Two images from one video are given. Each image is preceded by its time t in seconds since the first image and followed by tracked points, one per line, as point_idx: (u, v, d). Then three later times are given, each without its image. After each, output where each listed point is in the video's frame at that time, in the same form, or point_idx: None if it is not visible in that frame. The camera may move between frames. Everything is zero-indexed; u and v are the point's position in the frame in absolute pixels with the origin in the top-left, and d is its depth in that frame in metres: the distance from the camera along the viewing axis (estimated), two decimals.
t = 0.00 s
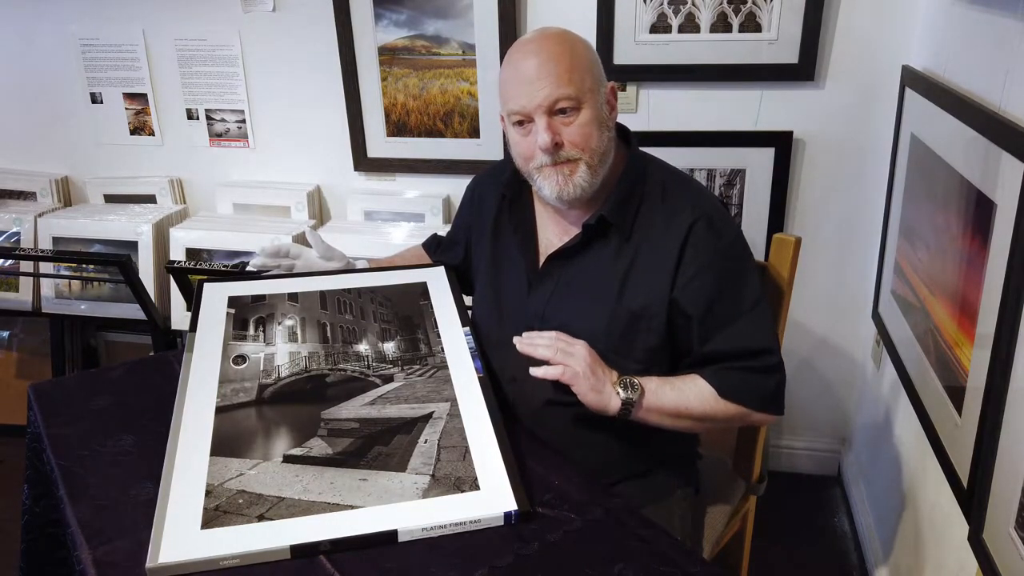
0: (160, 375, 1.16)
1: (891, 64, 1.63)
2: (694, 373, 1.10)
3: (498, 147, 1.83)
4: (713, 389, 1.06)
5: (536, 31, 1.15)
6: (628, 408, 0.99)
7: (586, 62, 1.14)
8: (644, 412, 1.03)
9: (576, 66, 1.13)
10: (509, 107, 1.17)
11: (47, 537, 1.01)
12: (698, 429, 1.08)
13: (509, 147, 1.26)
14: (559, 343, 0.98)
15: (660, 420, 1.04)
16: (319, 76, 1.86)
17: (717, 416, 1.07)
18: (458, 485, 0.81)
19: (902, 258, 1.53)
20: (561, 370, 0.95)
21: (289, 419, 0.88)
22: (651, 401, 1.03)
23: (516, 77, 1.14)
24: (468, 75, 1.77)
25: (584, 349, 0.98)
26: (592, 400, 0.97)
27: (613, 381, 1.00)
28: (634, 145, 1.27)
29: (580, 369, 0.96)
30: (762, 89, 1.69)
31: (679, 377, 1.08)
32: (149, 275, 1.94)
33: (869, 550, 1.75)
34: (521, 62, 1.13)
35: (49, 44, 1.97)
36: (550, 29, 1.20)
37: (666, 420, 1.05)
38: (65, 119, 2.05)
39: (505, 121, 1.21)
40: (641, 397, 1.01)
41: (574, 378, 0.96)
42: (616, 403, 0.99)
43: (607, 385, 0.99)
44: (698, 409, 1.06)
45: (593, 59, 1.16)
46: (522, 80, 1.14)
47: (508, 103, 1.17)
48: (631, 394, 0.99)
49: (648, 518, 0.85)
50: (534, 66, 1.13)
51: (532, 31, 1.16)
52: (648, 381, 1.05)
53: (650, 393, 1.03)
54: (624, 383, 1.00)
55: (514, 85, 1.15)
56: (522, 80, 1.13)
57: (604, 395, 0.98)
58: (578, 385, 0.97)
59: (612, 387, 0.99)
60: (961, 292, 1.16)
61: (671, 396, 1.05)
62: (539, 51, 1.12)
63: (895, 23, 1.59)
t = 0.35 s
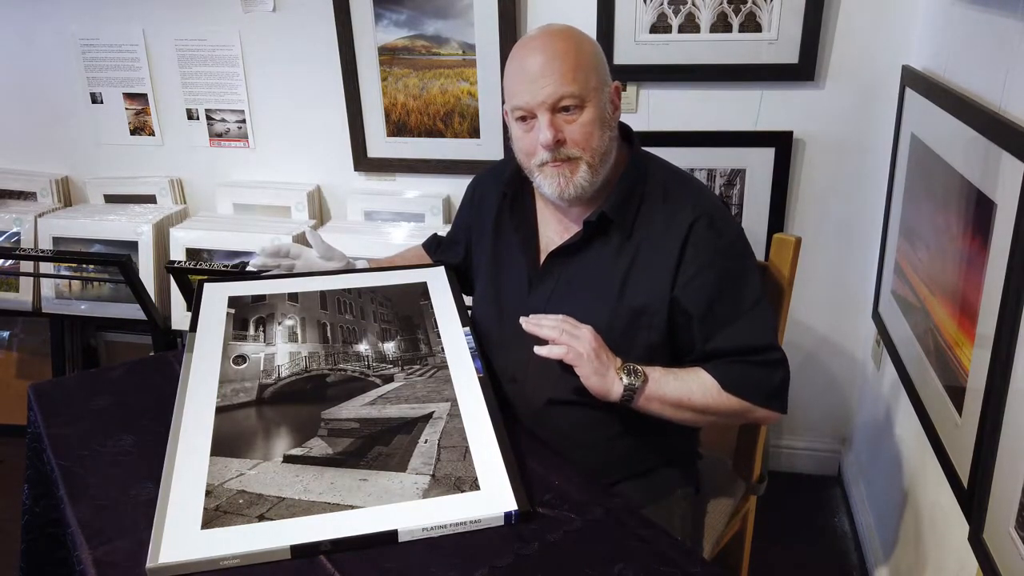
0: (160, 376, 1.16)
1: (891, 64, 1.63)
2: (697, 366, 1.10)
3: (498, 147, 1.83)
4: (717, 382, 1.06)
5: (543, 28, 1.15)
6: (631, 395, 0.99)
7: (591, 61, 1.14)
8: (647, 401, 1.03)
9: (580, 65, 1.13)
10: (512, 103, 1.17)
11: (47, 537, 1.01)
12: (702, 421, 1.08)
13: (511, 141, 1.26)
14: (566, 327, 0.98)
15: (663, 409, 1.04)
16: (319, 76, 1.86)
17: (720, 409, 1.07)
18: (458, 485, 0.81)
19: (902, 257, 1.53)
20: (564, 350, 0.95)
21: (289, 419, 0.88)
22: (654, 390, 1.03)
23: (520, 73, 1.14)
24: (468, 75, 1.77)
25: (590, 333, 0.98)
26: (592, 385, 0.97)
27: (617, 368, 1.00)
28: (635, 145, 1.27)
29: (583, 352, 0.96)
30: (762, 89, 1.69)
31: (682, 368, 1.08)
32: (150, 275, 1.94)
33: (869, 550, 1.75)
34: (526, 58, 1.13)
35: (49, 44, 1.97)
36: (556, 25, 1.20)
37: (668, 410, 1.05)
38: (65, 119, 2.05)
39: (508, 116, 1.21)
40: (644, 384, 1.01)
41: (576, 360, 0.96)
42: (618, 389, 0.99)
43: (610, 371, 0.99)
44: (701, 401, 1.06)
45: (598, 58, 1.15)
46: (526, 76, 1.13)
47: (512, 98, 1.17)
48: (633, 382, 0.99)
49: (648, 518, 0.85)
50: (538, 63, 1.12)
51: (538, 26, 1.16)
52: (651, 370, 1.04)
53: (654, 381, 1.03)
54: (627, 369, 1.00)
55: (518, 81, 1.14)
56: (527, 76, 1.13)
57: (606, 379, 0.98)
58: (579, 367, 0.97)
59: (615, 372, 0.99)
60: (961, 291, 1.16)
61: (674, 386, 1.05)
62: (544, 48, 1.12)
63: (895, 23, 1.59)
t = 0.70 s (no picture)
0: (160, 375, 1.16)
1: (891, 64, 1.63)
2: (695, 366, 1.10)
3: (498, 146, 1.83)
4: (718, 381, 1.06)
5: (543, 30, 1.15)
6: (632, 394, 1.01)
7: (593, 64, 1.14)
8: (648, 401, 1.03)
9: (581, 68, 1.12)
10: (513, 105, 1.16)
11: (47, 537, 1.01)
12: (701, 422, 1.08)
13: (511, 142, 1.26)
14: (591, 323, 0.96)
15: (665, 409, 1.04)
16: (319, 76, 1.86)
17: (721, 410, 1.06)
18: (458, 485, 0.81)
19: (902, 257, 1.53)
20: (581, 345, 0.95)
21: (289, 419, 0.89)
22: (657, 389, 1.03)
23: (521, 75, 1.14)
24: (468, 75, 1.77)
25: (612, 331, 0.98)
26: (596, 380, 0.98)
27: (624, 366, 1.01)
28: (635, 144, 1.27)
29: (600, 351, 0.96)
30: (762, 89, 1.69)
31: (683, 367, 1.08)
32: (150, 275, 1.94)
33: (869, 549, 1.75)
34: (527, 61, 1.13)
35: (49, 44, 1.97)
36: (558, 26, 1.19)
37: (670, 409, 1.05)
38: (65, 119, 2.05)
39: (508, 117, 1.21)
40: (647, 382, 1.02)
41: (591, 354, 0.96)
42: (621, 388, 1.00)
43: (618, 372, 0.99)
44: (703, 401, 1.05)
45: (599, 61, 1.15)
46: (527, 79, 1.13)
47: (513, 100, 1.17)
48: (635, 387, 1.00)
49: (649, 518, 0.85)
50: (540, 65, 1.12)
51: (540, 27, 1.16)
52: (654, 369, 1.05)
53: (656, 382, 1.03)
54: (633, 367, 1.02)
55: (519, 83, 1.14)
56: (528, 79, 1.13)
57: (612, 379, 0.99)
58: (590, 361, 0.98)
59: (622, 371, 1.00)
60: (961, 291, 1.16)
61: (676, 387, 1.05)
62: (546, 51, 1.12)
63: (895, 24, 1.60)
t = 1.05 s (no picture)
0: (160, 375, 1.16)
1: (891, 64, 1.63)
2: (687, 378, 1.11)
3: (499, 146, 1.83)
4: (709, 394, 1.07)
5: (552, 27, 1.15)
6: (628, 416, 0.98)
7: (600, 63, 1.14)
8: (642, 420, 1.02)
9: (589, 67, 1.13)
10: (519, 101, 1.16)
11: (48, 537, 1.01)
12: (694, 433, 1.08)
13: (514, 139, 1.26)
14: (586, 353, 0.93)
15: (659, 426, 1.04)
16: (319, 76, 1.86)
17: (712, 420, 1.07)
18: (458, 485, 0.81)
19: (902, 258, 1.54)
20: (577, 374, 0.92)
21: (289, 419, 0.89)
22: (650, 409, 1.02)
23: (528, 72, 1.14)
24: (468, 75, 1.77)
25: (605, 359, 0.95)
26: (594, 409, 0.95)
27: (616, 390, 0.99)
28: (636, 145, 1.27)
29: (597, 381, 0.93)
30: (762, 89, 1.69)
31: (675, 381, 1.08)
32: (150, 275, 1.94)
33: (869, 550, 1.75)
34: (535, 58, 1.13)
35: (49, 44, 1.97)
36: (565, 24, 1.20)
37: (665, 425, 1.05)
38: (65, 119, 2.05)
39: (513, 114, 1.21)
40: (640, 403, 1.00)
41: (587, 383, 0.93)
42: (615, 413, 0.97)
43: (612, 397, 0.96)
44: (696, 415, 1.06)
45: (606, 61, 1.15)
46: (535, 75, 1.13)
47: (519, 96, 1.16)
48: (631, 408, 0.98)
49: (649, 518, 0.85)
50: (548, 62, 1.12)
51: (547, 25, 1.16)
52: (647, 387, 1.04)
53: (648, 400, 1.03)
54: (626, 391, 0.99)
55: (527, 79, 1.14)
56: (535, 76, 1.13)
57: (607, 403, 0.95)
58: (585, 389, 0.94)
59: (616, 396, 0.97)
60: (961, 291, 1.16)
61: (668, 402, 1.04)
62: (554, 48, 1.12)
63: (895, 23, 1.60)
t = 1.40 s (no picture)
0: (160, 375, 1.16)
1: (891, 64, 1.63)
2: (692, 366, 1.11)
3: (498, 146, 1.83)
4: (713, 381, 1.07)
5: (556, 18, 1.15)
6: (636, 399, 0.99)
7: (603, 56, 1.14)
8: (649, 404, 1.02)
9: (592, 59, 1.13)
10: (522, 91, 1.16)
11: (48, 537, 1.01)
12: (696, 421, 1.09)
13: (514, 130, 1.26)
14: (597, 333, 0.91)
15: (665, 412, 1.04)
16: (319, 75, 1.86)
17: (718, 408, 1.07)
18: (458, 485, 0.81)
19: (902, 257, 1.54)
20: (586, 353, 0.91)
21: (289, 419, 0.89)
22: (657, 392, 1.03)
23: (531, 62, 1.14)
24: (468, 75, 1.77)
25: (616, 337, 0.94)
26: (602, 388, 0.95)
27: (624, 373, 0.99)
28: (637, 140, 1.27)
29: (607, 361, 0.92)
30: (762, 89, 1.69)
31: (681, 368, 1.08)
32: (150, 275, 1.94)
33: (869, 549, 1.75)
34: (538, 48, 1.13)
35: (49, 44, 1.97)
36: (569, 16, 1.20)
37: (670, 411, 1.05)
38: (66, 119, 2.05)
39: (514, 104, 1.21)
40: (649, 385, 1.01)
41: (597, 361, 0.92)
42: (624, 394, 0.97)
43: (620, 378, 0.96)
44: (700, 401, 1.06)
45: (609, 53, 1.16)
46: (537, 65, 1.13)
47: (521, 86, 1.16)
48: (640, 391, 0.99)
49: (649, 518, 0.85)
50: (551, 53, 1.12)
51: (551, 16, 1.16)
52: (654, 371, 1.04)
53: (656, 384, 1.03)
54: (634, 373, 1.00)
55: (529, 69, 1.14)
56: (538, 66, 1.13)
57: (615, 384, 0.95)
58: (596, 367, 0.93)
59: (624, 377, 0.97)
60: (961, 291, 1.16)
61: (675, 387, 1.05)
62: (558, 39, 1.12)
63: (895, 23, 1.60)
